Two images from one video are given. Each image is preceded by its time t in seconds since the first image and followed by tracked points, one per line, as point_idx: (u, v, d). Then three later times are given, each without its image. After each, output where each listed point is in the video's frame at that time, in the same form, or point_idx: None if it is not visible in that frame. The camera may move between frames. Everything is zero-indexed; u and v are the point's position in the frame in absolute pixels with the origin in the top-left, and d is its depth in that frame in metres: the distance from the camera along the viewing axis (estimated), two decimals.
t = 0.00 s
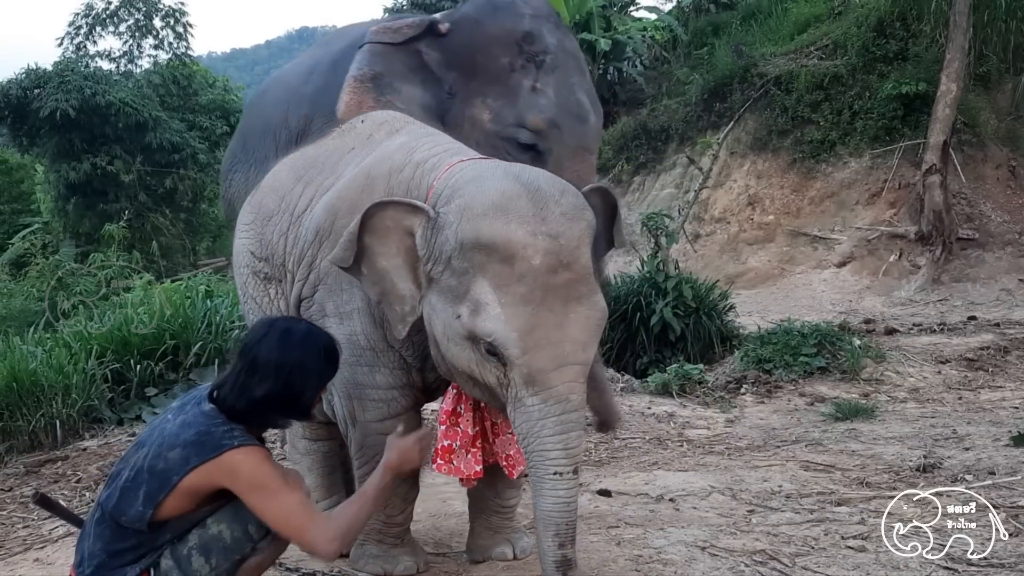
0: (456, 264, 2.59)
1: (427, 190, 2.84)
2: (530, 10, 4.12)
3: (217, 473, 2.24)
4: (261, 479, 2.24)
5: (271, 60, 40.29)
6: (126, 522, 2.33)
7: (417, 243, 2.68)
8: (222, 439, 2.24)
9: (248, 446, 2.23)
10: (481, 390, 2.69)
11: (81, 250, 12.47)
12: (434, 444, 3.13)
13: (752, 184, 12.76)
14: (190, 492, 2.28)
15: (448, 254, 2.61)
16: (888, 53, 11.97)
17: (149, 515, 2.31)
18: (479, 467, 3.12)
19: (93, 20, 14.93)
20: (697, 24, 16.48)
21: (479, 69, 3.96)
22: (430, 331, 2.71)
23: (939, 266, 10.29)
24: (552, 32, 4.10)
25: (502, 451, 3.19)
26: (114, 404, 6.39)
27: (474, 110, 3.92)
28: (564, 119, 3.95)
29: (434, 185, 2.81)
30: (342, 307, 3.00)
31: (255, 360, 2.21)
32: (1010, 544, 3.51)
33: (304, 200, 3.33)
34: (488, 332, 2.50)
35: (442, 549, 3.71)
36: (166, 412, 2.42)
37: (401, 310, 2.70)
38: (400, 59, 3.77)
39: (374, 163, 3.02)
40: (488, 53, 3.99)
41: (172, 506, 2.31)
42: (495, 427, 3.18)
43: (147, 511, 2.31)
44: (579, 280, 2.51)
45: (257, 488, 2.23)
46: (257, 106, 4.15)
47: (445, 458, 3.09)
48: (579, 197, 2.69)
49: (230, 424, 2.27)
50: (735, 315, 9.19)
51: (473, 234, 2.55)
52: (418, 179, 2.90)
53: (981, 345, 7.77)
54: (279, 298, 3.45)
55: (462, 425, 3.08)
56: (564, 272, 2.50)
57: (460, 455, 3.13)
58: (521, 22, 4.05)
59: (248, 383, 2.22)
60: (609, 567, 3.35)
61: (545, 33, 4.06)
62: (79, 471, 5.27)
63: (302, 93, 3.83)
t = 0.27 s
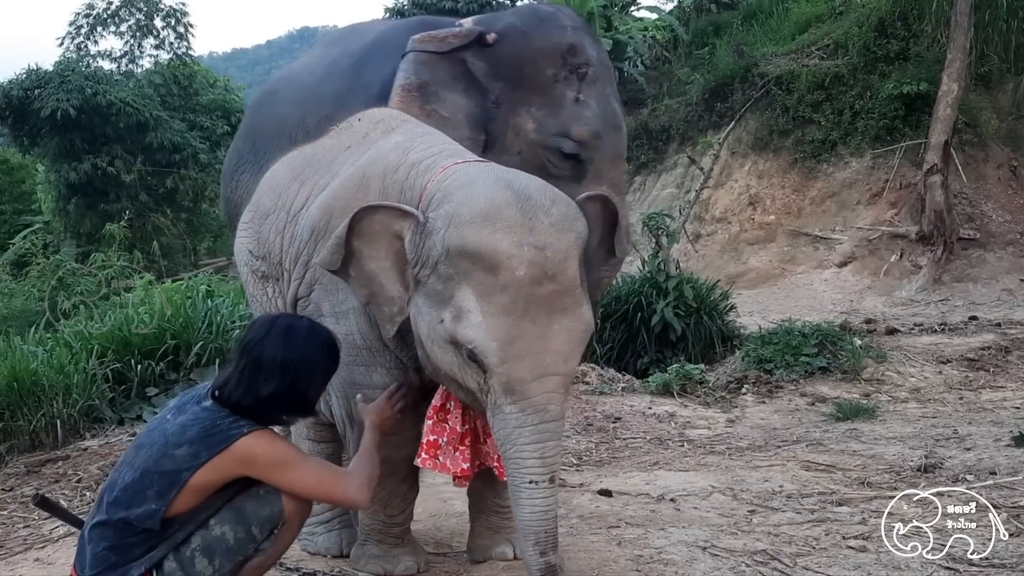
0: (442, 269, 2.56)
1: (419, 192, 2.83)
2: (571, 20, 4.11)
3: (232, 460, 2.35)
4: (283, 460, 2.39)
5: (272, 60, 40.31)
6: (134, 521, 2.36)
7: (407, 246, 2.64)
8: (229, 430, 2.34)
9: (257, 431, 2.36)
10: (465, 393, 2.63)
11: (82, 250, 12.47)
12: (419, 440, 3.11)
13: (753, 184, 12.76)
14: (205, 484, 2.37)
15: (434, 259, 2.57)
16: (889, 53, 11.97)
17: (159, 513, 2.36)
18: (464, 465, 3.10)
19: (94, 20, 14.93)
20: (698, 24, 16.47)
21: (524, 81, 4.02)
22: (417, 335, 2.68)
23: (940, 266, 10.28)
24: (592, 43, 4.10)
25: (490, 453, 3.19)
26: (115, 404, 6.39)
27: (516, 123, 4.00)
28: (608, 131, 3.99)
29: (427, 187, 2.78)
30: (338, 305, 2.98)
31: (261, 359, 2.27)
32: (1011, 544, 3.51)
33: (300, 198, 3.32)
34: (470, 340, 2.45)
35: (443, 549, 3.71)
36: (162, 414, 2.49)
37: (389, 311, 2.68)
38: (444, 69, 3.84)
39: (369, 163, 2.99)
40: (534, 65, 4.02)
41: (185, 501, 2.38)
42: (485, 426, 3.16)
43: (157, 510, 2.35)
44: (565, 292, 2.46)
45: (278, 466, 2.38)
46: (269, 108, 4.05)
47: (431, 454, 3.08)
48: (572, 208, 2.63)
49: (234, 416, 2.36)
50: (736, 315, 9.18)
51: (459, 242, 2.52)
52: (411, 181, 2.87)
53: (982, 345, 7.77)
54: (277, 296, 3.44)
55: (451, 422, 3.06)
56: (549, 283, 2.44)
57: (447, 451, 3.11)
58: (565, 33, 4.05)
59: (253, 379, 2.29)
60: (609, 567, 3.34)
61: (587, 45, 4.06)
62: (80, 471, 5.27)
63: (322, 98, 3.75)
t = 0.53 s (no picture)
0: (419, 270, 2.54)
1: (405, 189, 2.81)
2: (598, 20, 4.37)
3: (229, 461, 2.35)
4: (276, 462, 2.39)
5: (273, 61, 40.33)
6: (132, 523, 2.36)
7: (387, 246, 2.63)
8: (226, 430, 2.34)
9: (254, 431, 2.36)
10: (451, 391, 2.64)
11: (83, 250, 12.47)
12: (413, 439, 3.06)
13: (754, 184, 12.76)
14: (200, 487, 2.37)
15: (411, 258, 2.56)
16: (890, 53, 11.97)
17: (156, 514, 2.36)
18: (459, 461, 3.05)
19: (95, 20, 14.93)
20: (698, 24, 16.48)
21: (558, 81, 4.32)
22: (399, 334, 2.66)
23: (941, 266, 10.27)
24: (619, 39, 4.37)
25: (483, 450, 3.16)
26: (116, 403, 6.39)
27: (552, 120, 4.33)
28: (639, 123, 4.32)
29: (411, 185, 2.77)
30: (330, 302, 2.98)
31: (261, 355, 2.28)
32: (1012, 544, 3.51)
33: (299, 197, 3.32)
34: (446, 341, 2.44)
35: (443, 549, 3.70)
36: (158, 416, 2.50)
37: (374, 315, 2.65)
38: (479, 76, 4.19)
39: (362, 161, 2.99)
40: (566, 66, 4.31)
41: (181, 503, 2.38)
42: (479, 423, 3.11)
43: (154, 511, 2.35)
44: (541, 290, 2.43)
45: (272, 468, 2.37)
46: (286, 112, 3.82)
47: (424, 452, 3.03)
48: (549, 206, 2.60)
49: (231, 416, 2.37)
50: (736, 315, 9.19)
51: (433, 240, 2.50)
52: (397, 178, 2.86)
53: (983, 346, 7.77)
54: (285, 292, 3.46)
55: (445, 420, 3.01)
56: (523, 282, 2.42)
57: (441, 448, 3.05)
58: (592, 33, 4.32)
59: (254, 376, 2.29)
60: (609, 567, 3.34)
61: (615, 44, 4.33)
62: (81, 471, 5.27)
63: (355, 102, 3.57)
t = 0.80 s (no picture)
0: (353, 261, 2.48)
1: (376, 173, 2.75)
2: (611, 21, 4.35)
3: (230, 461, 2.37)
4: (278, 463, 2.40)
5: (274, 61, 40.38)
6: (133, 523, 2.39)
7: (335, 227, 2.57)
8: (229, 430, 2.36)
9: (256, 431, 2.38)
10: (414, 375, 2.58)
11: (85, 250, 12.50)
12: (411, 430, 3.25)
13: (753, 184, 12.79)
14: (201, 486, 2.39)
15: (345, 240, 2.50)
16: (889, 54, 11.99)
17: (157, 513, 2.39)
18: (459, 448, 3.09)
19: (97, 21, 14.96)
20: (698, 24, 16.51)
21: (574, 87, 4.36)
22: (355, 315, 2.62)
23: (940, 266, 10.30)
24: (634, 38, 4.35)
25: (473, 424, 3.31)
26: (118, 403, 6.41)
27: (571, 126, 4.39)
28: (660, 121, 4.31)
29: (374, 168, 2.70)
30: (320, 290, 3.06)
31: (266, 356, 2.29)
32: (1009, 543, 3.53)
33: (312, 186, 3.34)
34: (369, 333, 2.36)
35: (443, 549, 3.71)
36: (157, 415, 2.51)
37: (335, 291, 2.55)
38: (496, 90, 4.34)
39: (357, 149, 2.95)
40: (580, 70, 4.34)
41: (182, 502, 2.40)
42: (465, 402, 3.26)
43: (155, 511, 2.38)
44: (454, 281, 2.30)
45: (273, 469, 2.39)
46: (308, 118, 4.11)
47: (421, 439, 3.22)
48: (488, 194, 2.45)
49: (233, 415, 2.38)
50: (736, 315, 9.22)
51: (358, 223, 2.44)
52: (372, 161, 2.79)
53: (982, 345, 7.79)
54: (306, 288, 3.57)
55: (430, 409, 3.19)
56: (436, 272, 2.30)
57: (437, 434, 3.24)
58: (606, 35, 4.30)
59: (261, 377, 2.31)
60: (610, 566, 3.35)
61: (629, 43, 4.30)
62: (83, 471, 5.29)
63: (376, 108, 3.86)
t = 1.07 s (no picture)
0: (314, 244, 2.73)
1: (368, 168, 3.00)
2: (612, 20, 4.51)
3: (236, 457, 2.38)
4: (282, 456, 2.43)
5: (274, 62, 40.38)
6: (138, 524, 2.38)
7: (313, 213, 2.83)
8: (232, 426, 2.37)
9: (259, 426, 2.39)
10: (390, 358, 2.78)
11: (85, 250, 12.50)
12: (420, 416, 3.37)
13: (754, 184, 12.79)
14: (206, 483, 2.40)
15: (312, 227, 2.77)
16: (890, 54, 11.98)
17: (163, 513, 2.38)
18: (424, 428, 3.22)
19: (97, 21, 14.97)
20: (698, 24, 16.50)
21: (575, 90, 4.53)
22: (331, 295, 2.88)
23: (941, 266, 10.29)
24: (638, 38, 4.50)
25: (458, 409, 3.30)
26: (118, 403, 6.41)
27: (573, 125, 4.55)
28: (665, 119, 4.47)
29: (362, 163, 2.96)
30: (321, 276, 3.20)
31: (271, 349, 2.33)
32: (1010, 543, 3.53)
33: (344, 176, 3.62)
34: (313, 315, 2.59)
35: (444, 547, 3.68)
36: (154, 416, 2.51)
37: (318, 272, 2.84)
38: (499, 97, 4.56)
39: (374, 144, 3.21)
40: (581, 73, 4.51)
41: (187, 500, 2.41)
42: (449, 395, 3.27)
43: (160, 510, 2.38)
44: (380, 276, 2.52)
45: (277, 461, 2.42)
46: (333, 117, 4.52)
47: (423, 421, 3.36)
48: (431, 197, 2.64)
49: (234, 410, 2.39)
50: (736, 316, 9.22)
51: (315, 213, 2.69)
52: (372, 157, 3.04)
53: (982, 346, 7.79)
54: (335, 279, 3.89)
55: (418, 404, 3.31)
56: (366, 266, 2.52)
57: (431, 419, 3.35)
58: (606, 35, 4.47)
59: (267, 370, 2.34)
60: (611, 565, 3.34)
61: (630, 41, 4.47)
62: (83, 471, 5.29)
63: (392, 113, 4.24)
